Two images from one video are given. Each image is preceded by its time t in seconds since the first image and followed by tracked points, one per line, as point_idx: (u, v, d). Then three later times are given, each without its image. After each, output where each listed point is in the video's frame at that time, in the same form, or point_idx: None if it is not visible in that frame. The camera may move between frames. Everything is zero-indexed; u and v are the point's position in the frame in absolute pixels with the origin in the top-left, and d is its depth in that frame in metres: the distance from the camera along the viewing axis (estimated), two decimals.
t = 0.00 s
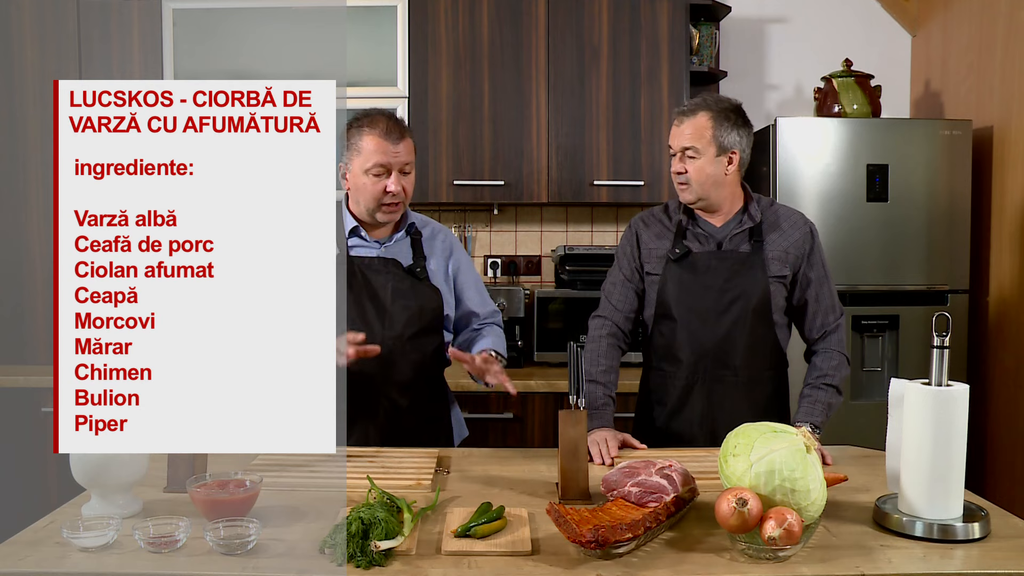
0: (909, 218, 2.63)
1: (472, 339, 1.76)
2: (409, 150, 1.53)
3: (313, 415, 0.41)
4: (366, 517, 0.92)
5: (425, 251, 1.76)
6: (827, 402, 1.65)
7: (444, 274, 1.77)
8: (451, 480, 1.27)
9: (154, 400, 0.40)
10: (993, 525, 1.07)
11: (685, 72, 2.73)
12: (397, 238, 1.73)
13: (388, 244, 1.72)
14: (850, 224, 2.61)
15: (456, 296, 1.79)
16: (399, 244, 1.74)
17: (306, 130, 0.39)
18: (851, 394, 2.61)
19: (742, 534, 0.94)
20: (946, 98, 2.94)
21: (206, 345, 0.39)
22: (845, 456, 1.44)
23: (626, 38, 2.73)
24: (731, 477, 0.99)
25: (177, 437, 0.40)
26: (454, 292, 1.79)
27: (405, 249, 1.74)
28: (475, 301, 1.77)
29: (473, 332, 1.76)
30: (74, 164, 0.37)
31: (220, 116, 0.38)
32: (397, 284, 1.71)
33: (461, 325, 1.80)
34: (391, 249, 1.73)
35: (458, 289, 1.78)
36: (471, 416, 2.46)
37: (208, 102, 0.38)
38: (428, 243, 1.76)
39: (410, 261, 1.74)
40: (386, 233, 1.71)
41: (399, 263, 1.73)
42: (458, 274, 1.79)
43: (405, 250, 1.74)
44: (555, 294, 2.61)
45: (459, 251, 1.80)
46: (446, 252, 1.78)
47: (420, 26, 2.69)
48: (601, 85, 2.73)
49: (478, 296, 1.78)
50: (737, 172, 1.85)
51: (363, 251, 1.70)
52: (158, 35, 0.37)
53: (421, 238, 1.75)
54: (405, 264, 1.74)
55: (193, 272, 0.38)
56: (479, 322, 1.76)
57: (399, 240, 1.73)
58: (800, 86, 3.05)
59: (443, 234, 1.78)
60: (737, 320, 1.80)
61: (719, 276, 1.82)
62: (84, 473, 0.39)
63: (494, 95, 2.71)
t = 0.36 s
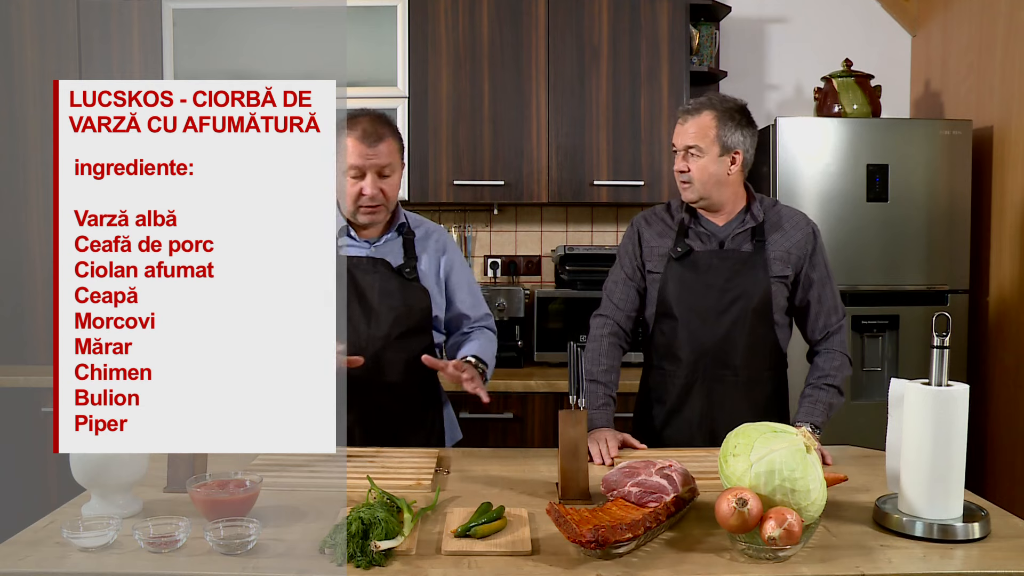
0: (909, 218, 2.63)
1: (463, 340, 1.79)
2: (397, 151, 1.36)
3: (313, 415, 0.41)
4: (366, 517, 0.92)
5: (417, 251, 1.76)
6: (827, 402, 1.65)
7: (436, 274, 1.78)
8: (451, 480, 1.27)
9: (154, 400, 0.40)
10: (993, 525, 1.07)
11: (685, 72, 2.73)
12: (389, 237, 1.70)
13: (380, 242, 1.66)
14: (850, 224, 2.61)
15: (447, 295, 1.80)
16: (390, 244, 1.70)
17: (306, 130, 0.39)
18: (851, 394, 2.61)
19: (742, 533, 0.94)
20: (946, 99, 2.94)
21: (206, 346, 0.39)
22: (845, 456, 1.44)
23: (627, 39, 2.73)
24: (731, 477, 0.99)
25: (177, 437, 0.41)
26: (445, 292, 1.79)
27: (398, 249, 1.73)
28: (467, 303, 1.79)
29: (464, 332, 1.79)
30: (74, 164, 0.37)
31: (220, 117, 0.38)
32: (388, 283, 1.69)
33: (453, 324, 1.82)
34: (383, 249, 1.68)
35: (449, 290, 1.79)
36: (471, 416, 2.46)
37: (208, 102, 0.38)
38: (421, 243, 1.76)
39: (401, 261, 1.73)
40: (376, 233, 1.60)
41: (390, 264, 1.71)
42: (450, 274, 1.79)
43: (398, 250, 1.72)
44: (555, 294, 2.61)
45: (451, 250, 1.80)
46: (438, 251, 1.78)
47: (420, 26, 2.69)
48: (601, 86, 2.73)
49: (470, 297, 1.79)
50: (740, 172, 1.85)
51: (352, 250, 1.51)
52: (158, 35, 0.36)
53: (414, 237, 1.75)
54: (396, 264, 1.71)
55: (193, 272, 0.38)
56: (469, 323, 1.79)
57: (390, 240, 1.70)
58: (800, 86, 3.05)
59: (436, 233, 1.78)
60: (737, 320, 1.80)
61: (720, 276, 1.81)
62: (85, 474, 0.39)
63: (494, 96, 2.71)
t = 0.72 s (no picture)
0: (909, 218, 2.64)
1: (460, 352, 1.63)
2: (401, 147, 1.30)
3: (313, 415, 0.40)
4: (366, 517, 0.92)
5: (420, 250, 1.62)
6: (827, 402, 1.65)
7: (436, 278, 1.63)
8: (451, 480, 1.27)
9: (154, 400, 0.40)
10: (993, 525, 1.07)
11: (685, 72, 2.73)
12: (390, 238, 1.61)
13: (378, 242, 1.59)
14: (850, 224, 2.61)
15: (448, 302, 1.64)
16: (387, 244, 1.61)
17: (306, 130, 0.39)
18: (851, 394, 2.61)
19: (742, 533, 0.94)
20: (946, 98, 2.94)
21: (206, 346, 0.39)
22: (845, 456, 1.44)
23: (627, 39, 2.73)
24: (731, 477, 0.99)
25: (177, 437, 0.40)
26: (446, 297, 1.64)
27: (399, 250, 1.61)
28: (467, 312, 1.62)
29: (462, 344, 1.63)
30: (74, 164, 0.37)
31: (220, 116, 0.38)
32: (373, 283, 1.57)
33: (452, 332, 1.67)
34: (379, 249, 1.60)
35: (450, 295, 1.63)
36: (471, 416, 2.46)
37: (208, 102, 0.38)
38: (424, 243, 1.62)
39: (403, 260, 1.61)
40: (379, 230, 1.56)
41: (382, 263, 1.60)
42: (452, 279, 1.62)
43: (398, 251, 1.61)
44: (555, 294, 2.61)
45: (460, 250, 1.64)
46: (443, 252, 1.62)
47: (420, 26, 2.69)
48: (601, 86, 2.73)
49: (471, 306, 1.62)
50: (740, 173, 1.85)
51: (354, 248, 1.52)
52: (158, 36, 0.36)
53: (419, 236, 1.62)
54: (391, 265, 1.60)
55: (193, 272, 0.39)
56: (467, 336, 1.63)
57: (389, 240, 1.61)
58: (800, 86, 3.05)
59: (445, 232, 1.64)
60: (738, 320, 1.80)
61: (721, 276, 1.81)
62: (84, 474, 0.39)
63: (494, 96, 2.71)
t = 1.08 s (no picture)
0: (909, 217, 2.63)
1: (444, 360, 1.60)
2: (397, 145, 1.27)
3: (312, 415, 0.40)
4: (366, 517, 0.92)
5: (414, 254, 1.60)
6: (827, 402, 1.65)
7: (425, 283, 1.60)
8: (451, 480, 1.27)
9: (154, 400, 0.40)
10: (993, 525, 1.07)
11: (685, 72, 2.73)
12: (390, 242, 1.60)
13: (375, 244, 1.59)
14: (850, 224, 2.61)
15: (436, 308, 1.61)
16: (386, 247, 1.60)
17: (306, 130, 0.39)
18: (851, 394, 2.61)
19: (742, 534, 0.94)
20: (946, 98, 2.94)
21: (205, 347, 0.39)
22: (845, 456, 1.44)
23: (627, 39, 2.73)
24: (731, 477, 0.99)
25: (177, 437, 0.40)
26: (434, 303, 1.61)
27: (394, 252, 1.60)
28: (453, 320, 1.59)
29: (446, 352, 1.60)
30: (74, 164, 0.37)
31: (220, 116, 0.38)
32: (361, 284, 1.55)
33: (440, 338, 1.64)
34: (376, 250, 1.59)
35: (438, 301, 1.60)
36: (471, 416, 2.46)
37: (208, 102, 0.38)
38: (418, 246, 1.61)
39: (395, 263, 1.59)
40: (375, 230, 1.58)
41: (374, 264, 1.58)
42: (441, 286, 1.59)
43: (392, 253, 1.60)
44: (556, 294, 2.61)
45: (453, 256, 1.61)
46: (436, 257, 1.60)
47: (420, 26, 2.69)
48: (601, 86, 2.73)
49: (458, 314, 1.59)
50: (739, 176, 1.85)
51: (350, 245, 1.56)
52: (158, 36, 0.36)
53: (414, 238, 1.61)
54: (384, 266, 1.59)
55: (192, 272, 0.39)
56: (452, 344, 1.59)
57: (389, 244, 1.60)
58: (800, 86, 3.05)
59: (441, 237, 1.62)
60: (738, 320, 1.80)
61: (720, 276, 1.81)
62: (84, 474, 0.39)
63: (494, 96, 2.71)
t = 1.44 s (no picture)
0: (909, 217, 2.63)
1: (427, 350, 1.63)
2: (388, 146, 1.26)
3: (312, 414, 0.41)
4: (366, 517, 0.92)
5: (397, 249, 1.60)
6: (827, 402, 1.65)
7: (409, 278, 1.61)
8: (451, 480, 1.27)
9: (154, 400, 0.40)
10: (993, 525, 1.07)
11: (684, 72, 2.73)
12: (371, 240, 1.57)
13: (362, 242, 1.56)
14: (849, 224, 2.61)
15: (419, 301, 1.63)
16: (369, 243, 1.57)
17: (306, 130, 0.39)
18: (850, 394, 2.61)
19: (742, 533, 0.94)
20: (946, 99, 2.94)
21: (205, 347, 0.39)
22: (845, 456, 1.44)
23: (627, 39, 2.73)
24: (731, 477, 0.99)
25: (177, 436, 0.41)
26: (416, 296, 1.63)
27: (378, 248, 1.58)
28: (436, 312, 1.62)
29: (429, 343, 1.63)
30: (74, 164, 0.37)
31: (220, 116, 0.38)
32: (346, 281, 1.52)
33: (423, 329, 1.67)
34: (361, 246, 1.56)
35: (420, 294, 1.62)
36: (471, 416, 2.47)
37: (208, 102, 0.38)
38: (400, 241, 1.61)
39: (379, 259, 1.58)
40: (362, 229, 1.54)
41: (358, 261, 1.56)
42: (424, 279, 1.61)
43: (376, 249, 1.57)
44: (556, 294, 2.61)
45: (434, 250, 1.63)
46: (417, 251, 1.61)
47: (420, 26, 2.69)
48: (601, 86, 2.73)
49: (441, 306, 1.62)
50: (737, 175, 1.85)
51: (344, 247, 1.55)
52: (158, 35, 0.36)
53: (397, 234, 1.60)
54: (367, 263, 1.57)
55: (192, 272, 0.39)
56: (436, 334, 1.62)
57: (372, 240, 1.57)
58: (800, 86, 3.05)
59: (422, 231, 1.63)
60: (737, 320, 1.80)
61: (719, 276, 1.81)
62: (84, 473, 0.39)
63: (494, 96, 2.71)
